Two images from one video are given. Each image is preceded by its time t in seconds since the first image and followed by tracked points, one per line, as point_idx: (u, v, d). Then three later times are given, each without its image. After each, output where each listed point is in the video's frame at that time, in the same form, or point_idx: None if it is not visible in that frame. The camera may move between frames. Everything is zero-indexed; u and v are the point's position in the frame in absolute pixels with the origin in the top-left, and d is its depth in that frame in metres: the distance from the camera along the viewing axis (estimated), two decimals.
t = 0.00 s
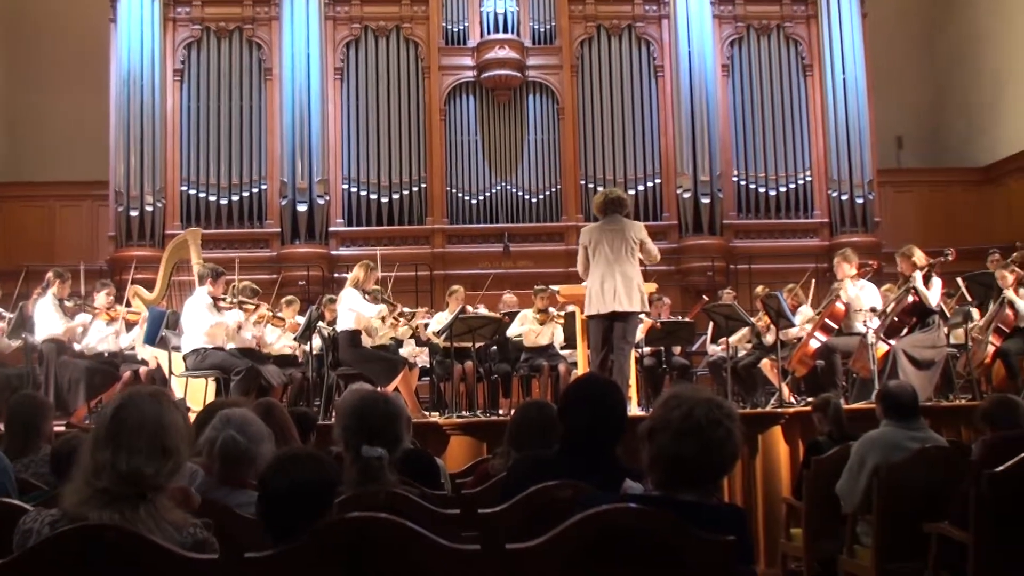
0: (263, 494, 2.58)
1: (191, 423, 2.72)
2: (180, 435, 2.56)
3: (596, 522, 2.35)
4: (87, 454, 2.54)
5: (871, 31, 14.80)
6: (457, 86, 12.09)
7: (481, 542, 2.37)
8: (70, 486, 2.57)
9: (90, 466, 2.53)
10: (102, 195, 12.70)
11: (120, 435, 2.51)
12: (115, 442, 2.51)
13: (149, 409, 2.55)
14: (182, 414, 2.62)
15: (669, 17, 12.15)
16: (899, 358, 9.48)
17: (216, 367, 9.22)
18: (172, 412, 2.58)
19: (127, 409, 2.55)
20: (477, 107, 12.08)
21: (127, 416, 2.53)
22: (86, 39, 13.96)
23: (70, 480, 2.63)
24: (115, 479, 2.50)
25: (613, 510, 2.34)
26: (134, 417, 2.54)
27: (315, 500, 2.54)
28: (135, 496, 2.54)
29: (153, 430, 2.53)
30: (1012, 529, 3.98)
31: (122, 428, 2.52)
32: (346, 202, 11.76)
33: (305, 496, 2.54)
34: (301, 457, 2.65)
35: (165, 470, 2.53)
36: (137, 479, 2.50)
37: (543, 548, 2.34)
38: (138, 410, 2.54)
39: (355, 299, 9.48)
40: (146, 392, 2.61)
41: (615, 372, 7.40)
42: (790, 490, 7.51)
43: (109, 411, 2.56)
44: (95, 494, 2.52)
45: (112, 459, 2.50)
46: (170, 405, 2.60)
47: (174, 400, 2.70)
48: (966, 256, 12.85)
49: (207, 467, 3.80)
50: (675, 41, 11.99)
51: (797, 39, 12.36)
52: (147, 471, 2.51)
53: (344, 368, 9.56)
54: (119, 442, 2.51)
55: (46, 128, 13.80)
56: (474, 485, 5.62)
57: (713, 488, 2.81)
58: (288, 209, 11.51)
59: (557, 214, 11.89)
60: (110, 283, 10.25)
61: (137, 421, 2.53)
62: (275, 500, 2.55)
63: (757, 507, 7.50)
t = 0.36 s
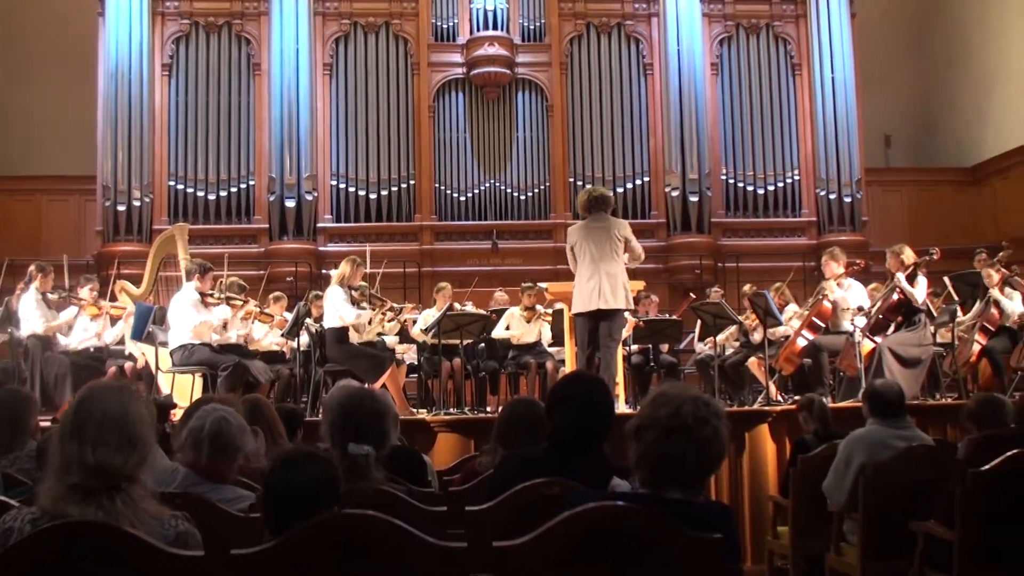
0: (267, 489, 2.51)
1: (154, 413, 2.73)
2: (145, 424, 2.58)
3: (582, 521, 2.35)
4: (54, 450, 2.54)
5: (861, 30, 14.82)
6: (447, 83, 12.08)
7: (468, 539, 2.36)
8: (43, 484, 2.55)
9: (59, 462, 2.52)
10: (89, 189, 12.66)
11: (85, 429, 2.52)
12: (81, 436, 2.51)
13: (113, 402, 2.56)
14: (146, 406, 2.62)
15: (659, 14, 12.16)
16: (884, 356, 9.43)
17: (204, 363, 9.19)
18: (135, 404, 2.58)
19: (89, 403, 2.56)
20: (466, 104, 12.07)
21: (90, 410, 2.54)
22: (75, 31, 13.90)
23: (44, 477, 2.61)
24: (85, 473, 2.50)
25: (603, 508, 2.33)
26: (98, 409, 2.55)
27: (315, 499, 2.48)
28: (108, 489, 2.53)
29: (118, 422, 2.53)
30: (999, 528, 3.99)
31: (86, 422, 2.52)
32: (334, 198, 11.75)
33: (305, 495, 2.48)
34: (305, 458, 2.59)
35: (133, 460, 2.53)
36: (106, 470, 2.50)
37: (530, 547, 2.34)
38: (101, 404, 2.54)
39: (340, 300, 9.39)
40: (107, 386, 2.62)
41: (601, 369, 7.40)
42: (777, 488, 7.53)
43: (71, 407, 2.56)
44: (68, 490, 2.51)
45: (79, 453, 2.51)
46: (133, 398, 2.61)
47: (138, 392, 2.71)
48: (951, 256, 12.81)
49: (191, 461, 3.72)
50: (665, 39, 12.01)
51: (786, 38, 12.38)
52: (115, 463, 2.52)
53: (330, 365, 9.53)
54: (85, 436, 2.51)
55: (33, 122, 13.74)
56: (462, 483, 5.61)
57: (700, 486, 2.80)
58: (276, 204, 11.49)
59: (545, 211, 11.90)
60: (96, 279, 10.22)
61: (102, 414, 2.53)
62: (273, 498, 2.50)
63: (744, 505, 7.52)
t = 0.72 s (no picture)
0: (271, 492, 2.65)
1: (125, 403, 2.69)
2: (118, 416, 2.55)
3: (569, 520, 2.31)
4: (27, 449, 2.49)
5: (848, 30, 14.84)
6: (434, 79, 12.06)
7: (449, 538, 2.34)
8: (17, 484, 2.50)
9: (32, 460, 2.48)
10: (74, 183, 12.60)
11: (57, 426, 2.48)
12: (55, 432, 2.48)
13: (84, 396, 2.52)
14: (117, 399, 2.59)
15: (647, 13, 12.17)
16: (868, 356, 9.40)
17: (188, 358, 9.15)
18: (107, 396, 2.55)
19: (60, 398, 2.52)
20: (453, 101, 12.06)
21: (60, 406, 2.50)
22: (60, 23, 13.83)
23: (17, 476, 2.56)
24: (61, 468, 2.46)
25: (587, 507, 2.31)
26: (70, 404, 2.51)
27: (313, 498, 2.60)
28: (86, 483, 2.50)
29: (91, 416, 2.50)
30: (983, 527, 4.01)
31: (58, 418, 2.48)
32: (321, 193, 11.73)
33: (304, 493, 2.61)
34: (301, 458, 2.71)
35: (110, 451, 2.50)
36: (83, 464, 2.47)
37: (516, 546, 2.30)
38: (72, 399, 2.50)
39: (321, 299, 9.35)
40: (76, 380, 2.58)
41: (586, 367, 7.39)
42: (761, 487, 7.54)
43: (41, 404, 2.52)
44: (44, 487, 2.47)
45: (54, 449, 2.47)
46: (104, 392, 2.57)
47: (107, 383, 2.68)
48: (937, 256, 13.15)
49: (173, 458, 3.71)
50: (653, 38, 12.01)
51: (774, 38, 12.40)
52: (91, 455, 2.48)
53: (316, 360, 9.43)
54: (59, 433, 2.48)
55: (18, 115, 13.66)
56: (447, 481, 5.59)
57: (684, 486, 2.79)
58: (262, 199, 11.47)
59: (531, 209, 11.91)
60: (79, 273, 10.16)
61: (73, 410, 2.49)
62: (274, 498, 2.64)
63: (728, 504, 7.52)
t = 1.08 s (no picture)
0: (257, 488, 2.65)
1: (124, 403, 2.65)
2: (114, 417, 2.51)
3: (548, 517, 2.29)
4: (18, 442, 2.46)
5: (833, 31, 14.89)
6: (419, 77, 12.06)
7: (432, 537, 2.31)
8: (2, 477, 2.47)
9: (22, 453, 2.45)
10: (56, 178, 12.54)
11: (52, 421, 2.45)
12: (48, 427, 2.45)
13: (81, 394, 2.48)
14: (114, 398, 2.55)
15: (632, 13, 12.19)
16: (851, 356, 9.47)
17: (170, 355, 9.13)
18: (104, 396, 2.51)
19: (57, 394, 2.48)
20: (438, 98, 12.06)
21: (57, 401, 2.46)
22: (43, 17, 13.75)
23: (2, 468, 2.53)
24: (50, 465, 2.43)
25: (570, 503, 2.28)
26: (66, 403, 2.47)
27: (301, 497, 2.59)
28: (74, 481, 2.46)
29: (86, 416, 2.46)
30: (962, 526, 4.03)
31: (53, 414, 2.45)
32: (304, 190, 11.71)
33: (293, 492, 2.60)
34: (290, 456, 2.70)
35: (101, 452, 2.46)
36: (73, 463, 2.43)
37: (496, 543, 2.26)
38: (68, 395, 2.47)
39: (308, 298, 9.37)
40: (75, 376, 2.54)
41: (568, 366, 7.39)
42: (742, 487, 7.55)
43: (38, 397, 2.49)
44: (30, 482, 2.43)
45: (46, 445, 2.44)
46: (103, 390, 2.53)
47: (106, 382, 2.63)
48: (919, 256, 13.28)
49: (153, 454, 3.68)
50: (638, 37, 12.04)
51: (758, 38, 12.44)
52: (81, 455, 2.44)
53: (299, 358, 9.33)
54: (52, 428, 2.44)
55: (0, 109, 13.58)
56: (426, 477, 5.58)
57: (665, 483, 2.78)
58: (245, 195, 11.44)
59: (515, 207, 11.91)
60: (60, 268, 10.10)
61: (67, 408, 2.46)
62: (262, 493, 2.63)
63: (709, 503, 7.53)
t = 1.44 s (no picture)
0: (226, 487, 2.62)
1: (103, 403, 2.66)
2: (93, 418, 2.51)
3: (528, 515, 2.30)
4: None
5: (813, 31, 14.95)
6: (398, 75, 12.03)
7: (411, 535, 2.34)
8: None
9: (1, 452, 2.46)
10: (31, 176, 12.46)
11: (29, 421, 2.45)
12: (26, 426, 2.45)
13: (61, 394, 2.48)
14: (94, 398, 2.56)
15: (612, 12, 12.21)
16: (831, 355, 9.40)
17: (148, 355, 9.07)
18: (85, 397, 2.52)
19: (36, 394, 2.49)
20: (417, 96, 12.04)
21: (35, 402, 2.47)
22: (19, 13, 13.66)
23: None
24: (28, 464, 2.44)
25: (549, 502, 2.29)
26: (44, 403, 2.48)
27: (270, 498, 2.58)
28: (51, 482, 2.47)
29: (65, 416, 2.47)
30: (938, 523, 4.07)
31: (31, 413, 2.46)
32: (283, 188, 11.69)
33: (263, 493, 2.59)
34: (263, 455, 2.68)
35: (79, 453, 2.47)
36: (50, 464, 2.44)
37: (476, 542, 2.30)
38: (47, 395, 2.47)
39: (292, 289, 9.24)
40: (55, 376, 2.54)
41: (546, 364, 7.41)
42: (720, 485, 7.59)
43: (17, 396, 2.50)
44: (7, 481, 2.45)
45: (23, 443, 2.44)
46: (83, 392, 2.53)
47: (86, 382, 2.64)
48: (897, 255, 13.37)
49: (124, 453, 3.62)
50: (618, 36, 12.06)
51: (738, 38, 12.47)
52: (59, 455, 2.45)
53: (280, 356, 9.35)
54: (30, 428, 2.45)
55: None
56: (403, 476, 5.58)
57: (645, 482, 2.80)
58: (223, 193, 11.41)
59: (495, 205, 11.92)
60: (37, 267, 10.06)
61: (46, 408, 2.46)
62: (231, 491, 2.61)
63: (689, 501, 7.56)
